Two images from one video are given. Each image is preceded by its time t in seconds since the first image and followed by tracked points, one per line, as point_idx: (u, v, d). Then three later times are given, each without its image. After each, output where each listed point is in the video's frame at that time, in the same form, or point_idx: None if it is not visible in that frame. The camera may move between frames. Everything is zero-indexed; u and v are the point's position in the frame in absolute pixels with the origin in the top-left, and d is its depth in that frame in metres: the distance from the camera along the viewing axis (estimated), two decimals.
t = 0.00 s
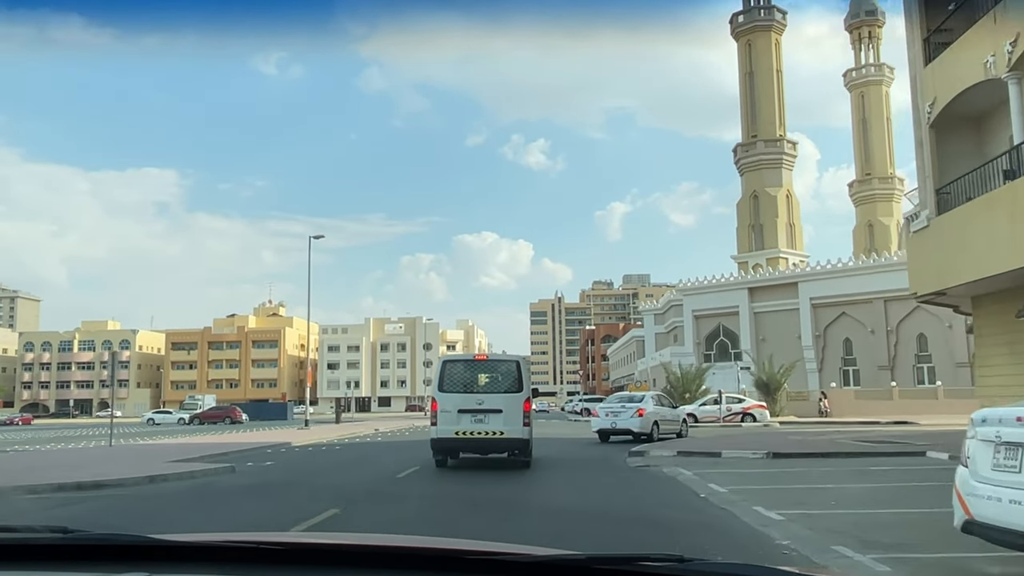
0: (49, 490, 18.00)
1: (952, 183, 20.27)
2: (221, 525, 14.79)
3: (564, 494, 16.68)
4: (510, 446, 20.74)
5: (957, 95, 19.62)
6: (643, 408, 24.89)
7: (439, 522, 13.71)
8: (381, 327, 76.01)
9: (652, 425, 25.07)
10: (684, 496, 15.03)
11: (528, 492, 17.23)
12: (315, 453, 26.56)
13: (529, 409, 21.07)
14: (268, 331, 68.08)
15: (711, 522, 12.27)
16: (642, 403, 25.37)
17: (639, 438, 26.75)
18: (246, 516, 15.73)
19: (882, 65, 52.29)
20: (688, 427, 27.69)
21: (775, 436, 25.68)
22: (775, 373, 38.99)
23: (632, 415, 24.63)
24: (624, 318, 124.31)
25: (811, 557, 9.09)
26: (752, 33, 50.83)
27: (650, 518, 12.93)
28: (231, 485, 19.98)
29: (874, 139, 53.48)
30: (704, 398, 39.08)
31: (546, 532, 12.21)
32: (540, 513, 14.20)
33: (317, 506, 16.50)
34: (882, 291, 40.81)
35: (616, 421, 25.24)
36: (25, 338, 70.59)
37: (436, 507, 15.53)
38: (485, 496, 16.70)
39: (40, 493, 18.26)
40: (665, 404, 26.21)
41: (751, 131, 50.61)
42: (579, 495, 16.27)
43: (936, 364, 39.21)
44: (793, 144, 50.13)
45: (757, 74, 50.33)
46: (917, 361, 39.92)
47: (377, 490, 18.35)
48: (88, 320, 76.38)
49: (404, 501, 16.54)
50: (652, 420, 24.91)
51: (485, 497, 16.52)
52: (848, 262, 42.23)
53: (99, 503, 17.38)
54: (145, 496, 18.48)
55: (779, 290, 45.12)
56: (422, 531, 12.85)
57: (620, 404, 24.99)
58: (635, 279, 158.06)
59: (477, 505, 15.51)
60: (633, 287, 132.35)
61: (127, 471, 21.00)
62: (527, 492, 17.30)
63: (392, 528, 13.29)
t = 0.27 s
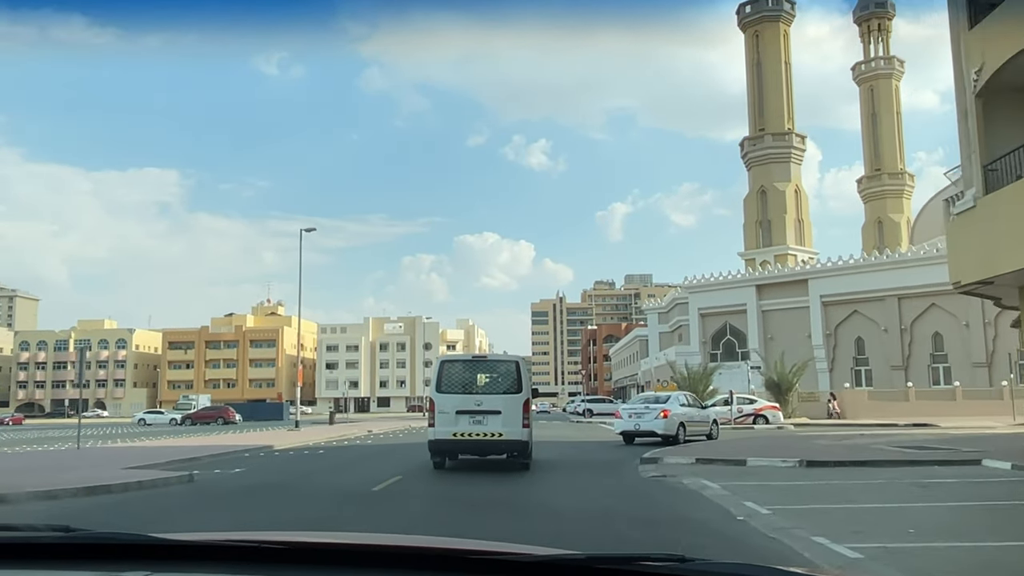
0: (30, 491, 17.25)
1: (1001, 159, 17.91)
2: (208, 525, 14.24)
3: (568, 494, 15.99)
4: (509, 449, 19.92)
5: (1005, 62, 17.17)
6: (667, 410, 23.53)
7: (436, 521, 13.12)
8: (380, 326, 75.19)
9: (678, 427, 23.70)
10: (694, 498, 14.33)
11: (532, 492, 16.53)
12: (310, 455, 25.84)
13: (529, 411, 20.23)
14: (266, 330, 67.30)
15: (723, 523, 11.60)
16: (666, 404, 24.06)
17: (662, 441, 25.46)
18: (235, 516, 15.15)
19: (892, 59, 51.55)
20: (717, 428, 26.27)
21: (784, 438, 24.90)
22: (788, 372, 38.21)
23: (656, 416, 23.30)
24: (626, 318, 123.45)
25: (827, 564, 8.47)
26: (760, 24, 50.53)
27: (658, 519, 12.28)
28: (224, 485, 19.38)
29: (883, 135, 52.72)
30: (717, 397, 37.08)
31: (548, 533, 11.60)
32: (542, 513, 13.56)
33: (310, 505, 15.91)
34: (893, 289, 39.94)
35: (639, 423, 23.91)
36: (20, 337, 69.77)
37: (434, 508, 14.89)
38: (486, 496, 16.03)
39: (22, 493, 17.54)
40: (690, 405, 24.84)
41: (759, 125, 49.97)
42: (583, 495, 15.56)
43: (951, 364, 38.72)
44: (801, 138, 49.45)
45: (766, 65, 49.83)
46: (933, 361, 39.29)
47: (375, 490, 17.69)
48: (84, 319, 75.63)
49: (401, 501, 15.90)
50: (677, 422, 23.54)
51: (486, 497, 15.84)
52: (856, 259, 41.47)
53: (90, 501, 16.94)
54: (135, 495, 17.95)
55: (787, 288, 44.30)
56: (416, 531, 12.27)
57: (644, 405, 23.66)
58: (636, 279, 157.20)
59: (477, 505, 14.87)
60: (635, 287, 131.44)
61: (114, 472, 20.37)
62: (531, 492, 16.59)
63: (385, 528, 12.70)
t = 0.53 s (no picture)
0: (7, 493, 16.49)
1: None
2: (193, 527, 13.55)
3: (572, 495, 15.23)
4: (507, 451, 19.11)
5: None
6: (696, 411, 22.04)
7: (431, 523, 12.41)
8: (379, 326, 74.38)
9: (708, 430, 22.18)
10: (704, 499, 13.56)
11: (535, 493, 15.77)
12: (302, 456, 25.03)
13: (528, 413, 19.40)
14: (263, 331, 66.49)
15: (736, 528, 10.86)
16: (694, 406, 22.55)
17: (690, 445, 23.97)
18: (222, 519, 14.47)
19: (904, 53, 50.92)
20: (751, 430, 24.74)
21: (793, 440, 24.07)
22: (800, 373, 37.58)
23: (683, 417, 21.87)
24: (627, 319, 122.64)
25: None
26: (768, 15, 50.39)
27: (667, 523, 11.52)
28: (214, 487, 18.66)
29: (893, 131, 52.05)
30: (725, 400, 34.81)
31: (550, 537, 10.88)
32: (543, 515, 12.81)
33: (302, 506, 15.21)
34: (909, 287, 39.07)
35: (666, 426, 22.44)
36: (15, 337, 68.96)
37: (431, 508, 14.17)
38: (486, 498, 15.28)
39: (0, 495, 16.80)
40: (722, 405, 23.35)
41: (767, 120, 49.34)
42: (588, 497, 14.81)
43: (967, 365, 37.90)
44: (810, 133, 48.75)
45: (773, 56, 49.62)
46: (948, 362, 38.46)
47: (370, 492, 16.96)
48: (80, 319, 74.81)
49: (397, 502, 15.17)
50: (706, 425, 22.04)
51: (485, 498, 15.11)
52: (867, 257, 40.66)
53: (74, 501, 16.26)
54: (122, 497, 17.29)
55: (796, 286, 43.49)
56: (409, 533, 11.58)
57: (670, 407, 22.23)
58: (637, 281, 156.39)
59: (476, 506, 14.15)
60: (636, 288, 130.56)
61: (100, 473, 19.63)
62: (534, 493, 15.82)
63: (377, 530, 12.04)
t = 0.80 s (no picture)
0: None
1: None
2: (182, 527, 13.01)
3: (578, 496, 14.55)
4: (506, 453, 18.31)
5: None
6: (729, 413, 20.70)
7: (431, 523, 11.85)
8: (377, 326, 73.51)
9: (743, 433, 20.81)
10: (717, 501, 12.88)
11: (540, 494, 15.11)
12: (295, 458, 24.26)
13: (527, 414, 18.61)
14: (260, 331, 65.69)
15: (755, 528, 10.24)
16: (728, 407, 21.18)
17: (725, 450, 22.63)
18: (213, 519, 13.91)
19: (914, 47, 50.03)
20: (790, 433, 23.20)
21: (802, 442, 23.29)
22: (812, 373, 36.71)
23: (715, 418, 20.58)
24: (628, 321, 121.72)
25: None
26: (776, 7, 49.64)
27: (681, 524, 10.92)
28: (207, 488, 18.03)
29: (902, 126, 51.27)
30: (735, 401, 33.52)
31: (556, 538, 10.30)
32: (549, 515, 12.19)
33: (298, 506, 14.64)
34: (922, 286, 38.28)
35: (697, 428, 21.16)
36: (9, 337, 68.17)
37: (431, 508, 13.57)
38: (490, 498, 14.66)
39: None
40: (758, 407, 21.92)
41: (774, 114, 48.58)
42: (595, 498, 14.15)
43: (984, 367, 37.11)
44: (819, 127, 47.97)
45: (781, 47, 48.93)
46: (964, 363, 37.69)
47: (368, 493, 16.32)
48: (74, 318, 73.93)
49: (396, 503, 14.57)
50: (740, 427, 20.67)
51: (489, 499, 14.49)
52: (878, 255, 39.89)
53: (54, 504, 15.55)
54: (112, 498, 16.71)
55: (805, 284, 42.71)
56: (408, 533, 11.03)
57: (702, 408, 20.96)
58: (638, 282, 155.46)
59: (478, 506, 13.53)
60: (637, 289, 129.61)
61: (86, 476, 18.94)
62: (539, 494, 15.18)
63: (371, 531, 11.44)
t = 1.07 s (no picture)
0: None
1: None
2: (165, 530, 12.34)
3: (585, 499, 13.79)
4: (505, 458, 17.47)
5: None
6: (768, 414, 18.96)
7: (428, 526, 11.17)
8: (375, 327, 72.65)
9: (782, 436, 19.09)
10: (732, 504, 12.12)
11: (545, 497, 14.36)
12: (288, 461, 23.46)
13: (526, 416, 17.82)
14: (257, 331, 64.91)
15: (772, 537, 9.50)
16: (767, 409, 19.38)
17: (765, 454, 20.88)
18: (199, 522, 13.23)
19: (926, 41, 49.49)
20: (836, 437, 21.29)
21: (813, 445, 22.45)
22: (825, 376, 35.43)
23: (752, 421, 18.93)
24: (628, 322, 120.93)
25: None
26: None
27: (695, 531, 10.20)
28: (198, 490, 17.31)
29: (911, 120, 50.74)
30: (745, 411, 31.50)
31: (562, 544, 9.60)
32: (554, 518, 11.48)
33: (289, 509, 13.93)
34: (938, 283, 37.43)
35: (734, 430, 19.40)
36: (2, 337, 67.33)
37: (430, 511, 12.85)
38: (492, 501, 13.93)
39: None
40: (800, 409, 20.14)
41: (781, 107, 47.80)
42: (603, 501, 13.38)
43: (1003, 368, 36.33)
44: (828, 121, 47.15)
45: (788, 42, 48.25)
46: (982, 364, 36.88)
47: (365, 496, 15.59)
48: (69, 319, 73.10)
49: (392, 505, 13.85)
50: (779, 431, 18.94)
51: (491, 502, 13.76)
52: (890, 252, 39.06)
53: (33, 510, 14.85)
54: (99, 500, 16.03)
55: (814, 282, 41.90)
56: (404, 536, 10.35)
57: (738, 410, 19.29)
58: (639, 282, 154.97)
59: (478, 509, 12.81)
60: (638, 291, 128.82)
61: (70, 479, 18.18)
62: (545, 496, 14.42)
63: (369, 534, 10.81)
